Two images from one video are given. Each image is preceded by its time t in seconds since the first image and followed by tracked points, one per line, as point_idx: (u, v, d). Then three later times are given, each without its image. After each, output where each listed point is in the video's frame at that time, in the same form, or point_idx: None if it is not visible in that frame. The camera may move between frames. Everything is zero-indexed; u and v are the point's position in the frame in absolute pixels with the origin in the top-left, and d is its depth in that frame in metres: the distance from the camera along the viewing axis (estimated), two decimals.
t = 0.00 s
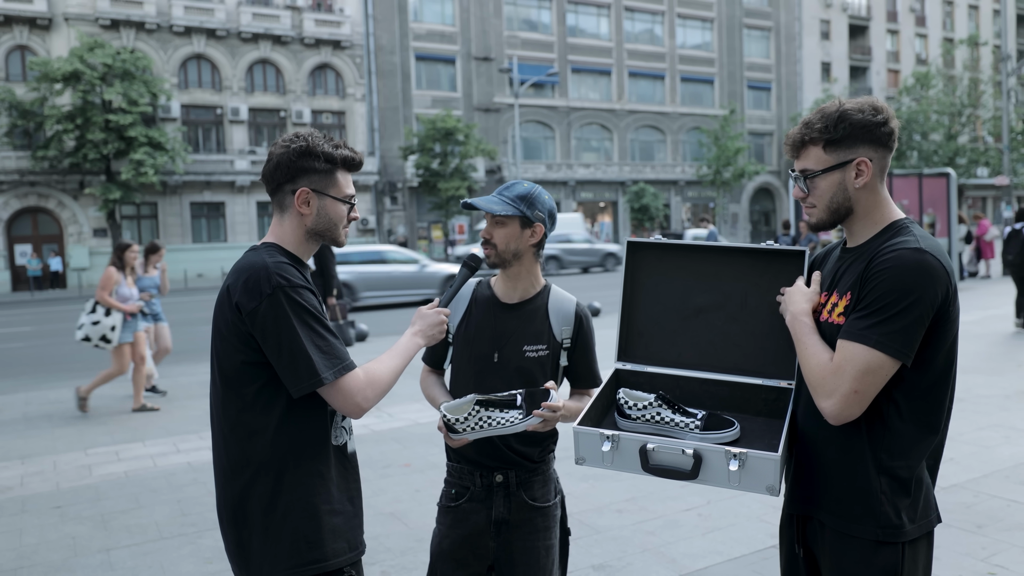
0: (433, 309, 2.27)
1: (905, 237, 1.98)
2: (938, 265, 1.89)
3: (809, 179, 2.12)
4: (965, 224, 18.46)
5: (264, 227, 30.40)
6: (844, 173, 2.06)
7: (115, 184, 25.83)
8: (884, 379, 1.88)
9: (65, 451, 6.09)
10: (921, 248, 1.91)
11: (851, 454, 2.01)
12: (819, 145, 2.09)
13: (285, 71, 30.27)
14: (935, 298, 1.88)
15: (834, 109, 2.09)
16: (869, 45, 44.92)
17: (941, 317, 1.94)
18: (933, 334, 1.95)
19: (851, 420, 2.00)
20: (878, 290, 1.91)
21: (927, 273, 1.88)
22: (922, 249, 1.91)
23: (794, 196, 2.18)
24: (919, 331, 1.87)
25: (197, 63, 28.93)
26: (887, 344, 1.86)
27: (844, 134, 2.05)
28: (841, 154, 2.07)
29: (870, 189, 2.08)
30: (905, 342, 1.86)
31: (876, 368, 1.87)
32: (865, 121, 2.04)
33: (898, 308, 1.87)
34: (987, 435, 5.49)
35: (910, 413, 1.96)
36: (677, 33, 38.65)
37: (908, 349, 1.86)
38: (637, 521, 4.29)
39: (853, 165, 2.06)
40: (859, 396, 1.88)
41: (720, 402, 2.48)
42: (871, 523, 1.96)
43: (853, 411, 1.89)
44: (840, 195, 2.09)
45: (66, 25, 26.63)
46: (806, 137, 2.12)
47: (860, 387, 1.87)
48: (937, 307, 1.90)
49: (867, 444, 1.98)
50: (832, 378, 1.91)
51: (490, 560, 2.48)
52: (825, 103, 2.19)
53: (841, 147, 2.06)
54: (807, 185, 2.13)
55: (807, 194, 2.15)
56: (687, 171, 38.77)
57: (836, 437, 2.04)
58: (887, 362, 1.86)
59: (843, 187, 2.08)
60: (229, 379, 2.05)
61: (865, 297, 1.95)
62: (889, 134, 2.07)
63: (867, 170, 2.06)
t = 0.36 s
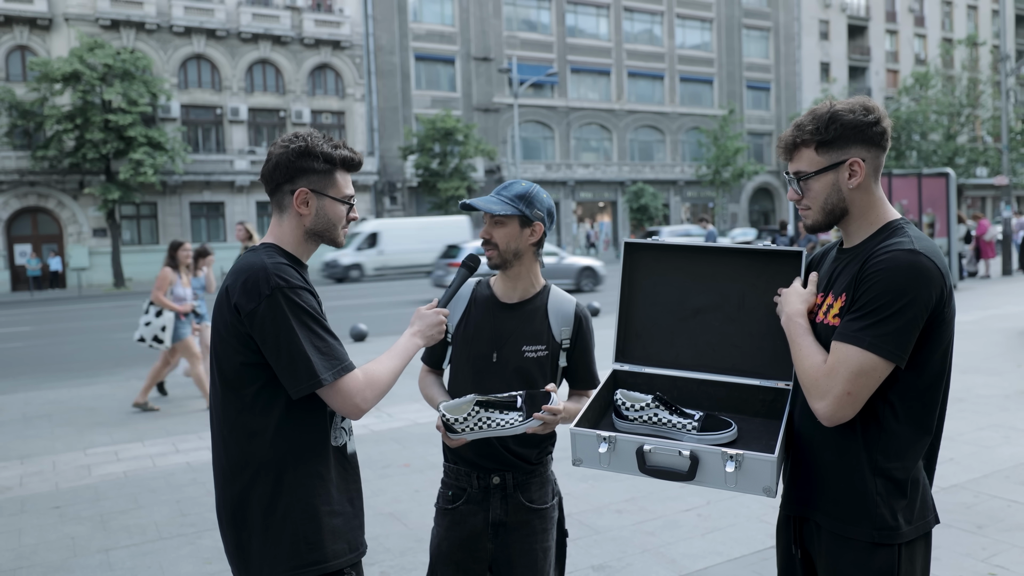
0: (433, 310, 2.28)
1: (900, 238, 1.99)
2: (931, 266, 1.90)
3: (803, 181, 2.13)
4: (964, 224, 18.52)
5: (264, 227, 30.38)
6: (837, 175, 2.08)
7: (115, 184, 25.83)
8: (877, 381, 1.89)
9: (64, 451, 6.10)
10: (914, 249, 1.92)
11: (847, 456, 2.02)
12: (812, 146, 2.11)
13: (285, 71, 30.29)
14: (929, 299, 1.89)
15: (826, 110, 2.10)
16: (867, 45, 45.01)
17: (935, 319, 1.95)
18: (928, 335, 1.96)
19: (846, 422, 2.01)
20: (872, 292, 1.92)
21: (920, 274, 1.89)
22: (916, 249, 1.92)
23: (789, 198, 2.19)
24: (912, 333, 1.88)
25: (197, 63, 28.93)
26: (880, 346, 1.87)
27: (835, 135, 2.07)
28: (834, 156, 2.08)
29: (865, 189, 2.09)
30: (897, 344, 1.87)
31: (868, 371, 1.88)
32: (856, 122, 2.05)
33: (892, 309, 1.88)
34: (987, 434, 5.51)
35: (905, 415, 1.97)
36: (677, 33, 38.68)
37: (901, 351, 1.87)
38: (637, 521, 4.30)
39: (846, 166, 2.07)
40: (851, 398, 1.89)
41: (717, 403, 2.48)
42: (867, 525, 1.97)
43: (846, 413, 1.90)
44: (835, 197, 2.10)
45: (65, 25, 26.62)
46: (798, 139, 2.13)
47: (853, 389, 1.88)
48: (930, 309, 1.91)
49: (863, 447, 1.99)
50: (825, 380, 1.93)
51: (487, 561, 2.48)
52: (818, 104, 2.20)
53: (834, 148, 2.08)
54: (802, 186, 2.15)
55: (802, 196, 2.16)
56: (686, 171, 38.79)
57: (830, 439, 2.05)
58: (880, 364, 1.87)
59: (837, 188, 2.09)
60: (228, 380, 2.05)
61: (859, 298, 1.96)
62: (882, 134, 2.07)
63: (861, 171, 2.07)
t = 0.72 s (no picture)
0: (432, 311, 2.28)
1: (898, 239, 1.99)
2: (930, 267, 1.91)
3: (802, 181, 2.14)
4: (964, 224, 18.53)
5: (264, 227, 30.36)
6: (836, 175, 2.08)
7: (115, 184, 25.83)
8: (874, 382, 1.89)
9: (64, 451, 6.10)
10: (913, 250, 1.93)
11: (843, 457, 2.02)
12: (809, 147, 2.12)
13: (285, 71, 30.30)
14: (926, 300, 1.90)
15: (823, 110, 2.11)
16: (867, 44, 45.02)
17: (933, 320, 1.95)
18: (926, 336, 1.97)
19: (842, 423, 2.02)
20: (870, 292, 1.92)
21: (917, 274, 1.90)
22: (913, 250, 1.93)
23: (789, 198, 2.21)
24: (910, 334, 1.88)
25: (197, 64, 28.92)
26: (877, 347, 1.87)
27: (834, 135, 2.07)
28: (832, 156, 2.09)
29: (864, 189, 2.09)
30: (895, 345, 1.87)
31: (864, 372, 1.88)
32: (855, 121, 2.06)
33: (889, 310, 1.88)
34: (988, 435, 5.51)
35: (903, 418, 1.97)
36: (676, 33, 38.73)
37: (898, 352, 1.88)
38: (637, 521, 4.30)
39: (845, 165, 2.08)
40: (847, 399, 1.89)
41: (717, 404, 2.48)
42: (865, 527, 1.98)
43: (842, 413, 1.90)
44: (834, 197, 2.10)
45: (66, 26, 26.61)
46: (797, 139, 2.14)
47: (848, 390, 1.89)
48: (927, 311, 1.92)
49: (860, 448, 2.00)
50: (821, 381, 1.93)
51: (487, 562, 2.49)
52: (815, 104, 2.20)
53: (832, 148, 2.08)
54: (800, 187, 2.16)
55: (801, 196, 2.17)
56: (686, 171, 38.82)
57: (828, 440, 2.06)
58: (877, 365, 1.88)
59: (836, 188, 2.10)
60: (227, 382, 2.06)
61: (856, 299, 1.96)
62: (880, 134, 2.08)
63: (860, 171, 2.07)
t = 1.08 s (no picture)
0: (431, 313, 2.28)
1: (894, 239, 1.99)
2: (926, 267, 1.91)
3: (798, 181, 2.14)
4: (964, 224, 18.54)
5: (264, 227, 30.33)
6: (832, 174, 2.08)
7: (115, 184, 25.82)
8: (872, 382, 1.90)
9: (64, 452, 6.10)
10: (909, 250, 1.93)
11: (842, 458, 2.03)
12: (805, 148, 2.12)
13: (284, 72, 30.32)
14: (923, 301, 1.89)
15: (818, 111, 2.11)
16: (867, 44, 45.01)
17: (931, 319, 1.95)
18: (923, 336, 1.97)
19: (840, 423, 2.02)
20: (865, 293, 1.93)
21: (914, 273, 1.90)
22: (910, 250, 1.93)
23: (785, 199, 2.21)
24: (906, 335, 1.88)
25: (197, 64, 28.91)
26: (874, 347, 1.87)
27: (829, 135, 2.07)
28: (827, 156, 2.09)
29: (860, 189, 2.10)
30: (891, 346, 1.87)
31: (862, 372, 1.89)
32: (849, 121, 2.06)
33: (886, 311, 1.88)
34: (988, 435, 5.51)
35: (901, 418, 1.97)
36: (676, 33, 38.79)
37: (895, 352, 1.88)
38: (637, 522, 4.30)
39: (841, 165, 2.08)
40: (845, 400, 1.89)
41: (717, 404, 2.47)
42: (864, 527, 1.98)
43: (840, 414, 1.90)
44: (830, 197, 2.11)
45: (65, 26, 26.59)
46: (792, 140, 2.14)
47: (846, 390, 1.89)
48: (925, 312, 1.91)
49: (860, 449, 2.00)
50: (819, 382, 1.93)
51: (486, 564, 2.49)
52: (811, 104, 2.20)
53: (828, 148, 2.08)
54: (797, 188, 2.16)
55: (797, 197, 2.18)
56: (686, 171, 38.84)
57: (827, 441, 2.06)
58: (875, 365, 1.88)
59: (832, 188, 2.10)
60: (225, 383, 2.06)
61: (853, 299, 1.97)
62: (875, 133, 2.08)
63: (855, 170, 2.08)
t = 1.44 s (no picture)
0: (431, 312, 2.28)
1: (892, 238, 1.99)
2: (925, 266, 1.90)
3: (796, 181, 2.14)
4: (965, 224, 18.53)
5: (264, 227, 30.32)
6: (830, 174, 2.08)
7: (115, 185, 25.80)
8: (872, 383, 1.89)
9: (64, 452, 6.10)
10: (908, 250, 1.92)
11: (844, 457, 2.02)
12: (803, 147, 2.12)
13: (284, 72, 30.32)
14: (923, 300, 1.89)
15: (815, 110, 2.10)
16: (867, 44, 45.02)
17: (931, 318, 1.95)
18: (922, 337, 1.96)
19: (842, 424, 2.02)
20: (866, 293, 1.92)
21: (913, 273, 1.89)
22: (909, 250, 1.92)
23: (782, 199, 2.21)
24: (907, 334, 1.88)
25: (196, 64, 28.90)
26: (874, 348, 1.87)
27: (826, 134, 2.07)
28: (825, 155, 2.09)
29: (857, 188, 2.09)
30: (891, 346, 1.87)
31: (863, 372, 1.88)
32: (846, 120, 2.06)
33: (886, 311, 1.88)
34: (988, 435, 5.51)
35: (902, 418, 1.97)
36: (676, 33, 38.81)
37: (896, 353, 1.87)
38: (638, 521, 4.30)
39: (838, 165, 2.08)
40: (846, 400, 1.89)
41: (715, 406, 2.47)
42: (865, 527, 1.98)
43: (841, 415, 1.90)
44: (827, 196, 2.10)
45: (65, 26, 26.60)
46: (789, 139, 2.14)
47: (847, 391, 1.89)
48: (925, 311, 1.91)
49: (861, 448, 2.00)
50: (819, 383, 1.93)
51: (482, 565, 2.48)
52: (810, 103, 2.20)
53: (825, 147, 2.08)
54: (794, 188, 2.16)
55: (795, 197, 2.17)
56: (686, 171, 38.86)
57: (828, 442, 2.06)
58: (875, 366, 1.88)
59: (830, 187, 2.10)
60: (225, 383, 2.06)
61: (853, 299, 1.96)
62: (872, 132, 2.08)
63: (853, 169, 2.07)
